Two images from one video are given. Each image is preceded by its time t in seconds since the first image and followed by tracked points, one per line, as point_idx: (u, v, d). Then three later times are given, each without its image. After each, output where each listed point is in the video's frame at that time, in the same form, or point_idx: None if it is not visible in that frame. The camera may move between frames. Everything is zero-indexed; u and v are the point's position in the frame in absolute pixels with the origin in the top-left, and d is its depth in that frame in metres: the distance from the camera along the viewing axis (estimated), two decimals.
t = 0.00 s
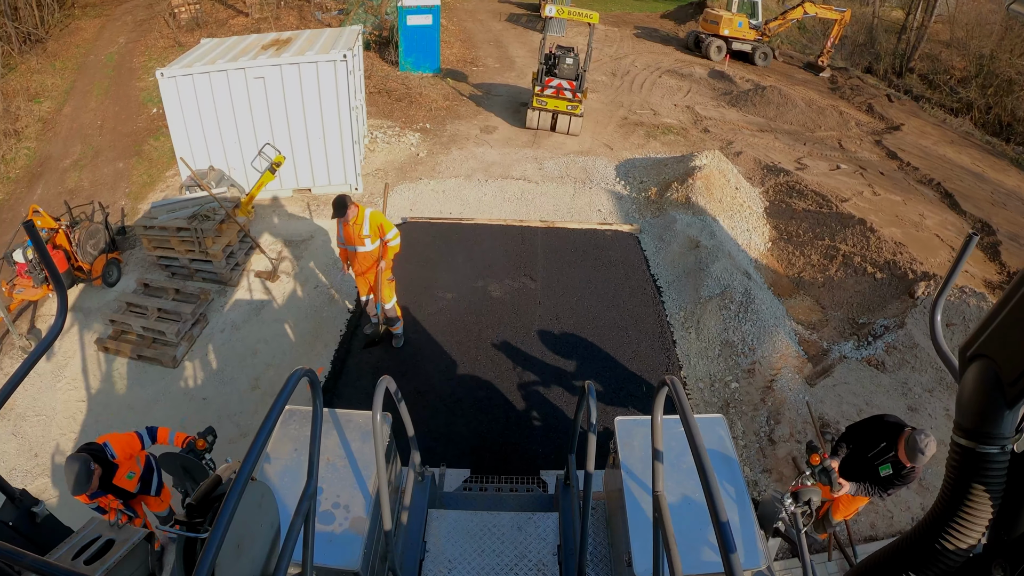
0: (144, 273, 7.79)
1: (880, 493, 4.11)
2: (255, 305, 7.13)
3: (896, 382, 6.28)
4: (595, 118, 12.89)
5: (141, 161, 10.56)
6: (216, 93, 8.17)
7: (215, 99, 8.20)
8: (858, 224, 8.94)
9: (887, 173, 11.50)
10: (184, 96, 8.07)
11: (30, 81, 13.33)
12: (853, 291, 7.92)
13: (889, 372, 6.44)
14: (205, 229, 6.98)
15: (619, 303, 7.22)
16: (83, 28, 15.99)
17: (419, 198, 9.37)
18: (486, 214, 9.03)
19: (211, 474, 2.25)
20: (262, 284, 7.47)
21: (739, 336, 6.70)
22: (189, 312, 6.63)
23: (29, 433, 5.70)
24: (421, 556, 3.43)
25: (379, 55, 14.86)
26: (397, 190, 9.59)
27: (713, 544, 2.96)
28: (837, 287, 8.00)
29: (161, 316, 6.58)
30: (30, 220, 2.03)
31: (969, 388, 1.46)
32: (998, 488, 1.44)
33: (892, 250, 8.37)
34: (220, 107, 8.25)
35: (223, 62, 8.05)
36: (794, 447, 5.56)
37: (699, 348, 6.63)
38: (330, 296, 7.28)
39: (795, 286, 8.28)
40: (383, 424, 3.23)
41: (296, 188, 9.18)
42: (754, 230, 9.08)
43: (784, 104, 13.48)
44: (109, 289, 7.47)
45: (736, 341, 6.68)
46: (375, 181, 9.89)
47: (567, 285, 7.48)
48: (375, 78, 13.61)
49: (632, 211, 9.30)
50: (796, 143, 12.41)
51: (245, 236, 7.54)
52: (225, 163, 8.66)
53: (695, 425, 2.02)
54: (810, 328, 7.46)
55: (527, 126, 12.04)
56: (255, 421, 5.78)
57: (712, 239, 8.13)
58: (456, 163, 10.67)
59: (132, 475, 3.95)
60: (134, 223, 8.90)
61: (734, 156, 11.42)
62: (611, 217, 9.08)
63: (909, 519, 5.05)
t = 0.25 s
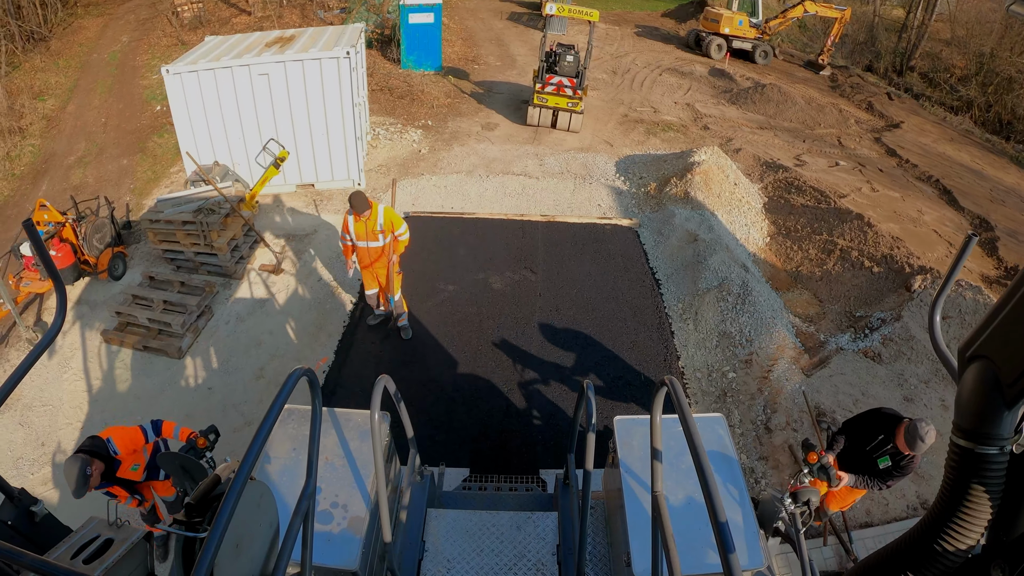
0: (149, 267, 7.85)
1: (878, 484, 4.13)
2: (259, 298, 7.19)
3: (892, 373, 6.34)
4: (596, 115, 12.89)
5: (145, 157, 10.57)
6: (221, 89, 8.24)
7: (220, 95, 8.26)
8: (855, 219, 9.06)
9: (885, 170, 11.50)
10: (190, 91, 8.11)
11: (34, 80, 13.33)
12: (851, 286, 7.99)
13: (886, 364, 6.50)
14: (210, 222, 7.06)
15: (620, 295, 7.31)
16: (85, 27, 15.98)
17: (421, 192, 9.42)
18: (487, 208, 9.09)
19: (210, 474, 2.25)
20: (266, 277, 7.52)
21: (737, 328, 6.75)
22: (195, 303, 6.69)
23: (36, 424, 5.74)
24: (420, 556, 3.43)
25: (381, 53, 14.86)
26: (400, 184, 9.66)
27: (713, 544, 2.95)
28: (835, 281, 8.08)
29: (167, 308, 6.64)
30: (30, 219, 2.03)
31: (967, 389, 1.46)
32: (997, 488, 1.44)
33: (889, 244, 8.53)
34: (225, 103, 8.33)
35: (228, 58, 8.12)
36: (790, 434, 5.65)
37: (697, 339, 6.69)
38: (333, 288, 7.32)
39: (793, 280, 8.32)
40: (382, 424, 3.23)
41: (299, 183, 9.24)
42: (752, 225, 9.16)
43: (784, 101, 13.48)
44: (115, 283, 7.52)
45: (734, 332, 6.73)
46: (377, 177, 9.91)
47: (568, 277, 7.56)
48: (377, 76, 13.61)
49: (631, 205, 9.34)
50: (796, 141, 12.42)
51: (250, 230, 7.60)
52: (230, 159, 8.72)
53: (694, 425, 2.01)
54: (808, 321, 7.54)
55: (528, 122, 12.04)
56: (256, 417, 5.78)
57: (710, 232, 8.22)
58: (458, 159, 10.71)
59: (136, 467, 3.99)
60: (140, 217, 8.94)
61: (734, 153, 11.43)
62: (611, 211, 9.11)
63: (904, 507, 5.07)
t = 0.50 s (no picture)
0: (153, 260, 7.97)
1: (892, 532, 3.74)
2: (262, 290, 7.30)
3: (887, 365, 6.48)
4: (596, 113, 12.89)
5: (149, 153, 10.58)
6: (225, 86, 8.32)
7: (224, 91, 8.34)
8: (852, 216, 9.04)
9: (883, 168, 11.51)
10: (194, 87, 8.20)
11: (37, 77, 13.33)
12: (847, 281, 8.00)
13: (881, 356, 6.63)
14: (215, 215, 7.15)
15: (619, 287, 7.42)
16: (88, 24, 15.95)
17: (422, 188, 9.51)
18: (488, 204, 9.19)
19: (209, 474, 2.24)
20: (270, 270, 7.63)
21: (733, 320, 6.90)
22: (200, 296, 6.84)
23: (42, 413, 5.86)
24: (420, 556, 3.43)
25: (382, 51, 14.86)
26: (402, 180, 9.78)
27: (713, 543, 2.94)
28: (831, 276, 8.11)
29: (172, 300, 6.75)
30: (30, 219, 2.03)
31: (967, 390, 1.46)
32: (997, 489, 1.43)
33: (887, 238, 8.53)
34: (229, 99, 8.39)
35: (232, 54, 8.19)
36: (786, 422, 5.81)
37: (695, 331, 6.81)
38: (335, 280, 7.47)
39: (790, 275, 8.39)
40: (382, 423, 3.23)
41: (302, 178, 9.37)
42: (750, 220, 9.23)
43: (783, 100, 13.47)
44: (121, 275, 7.66)
45: (730, 324, 6.89)
46: (380, 174, 10.01)
47: (567, 268, 7.69)
48: (379, 73, 13.61)
49: (630, 201, 9.49)
50: (795, 139, 12.43)
51: (254, 224, 7.70)
52: (234, 154, 8.82)
53: (693, 425, 2.01)
54: (805, 315, 7.58)
55: (528, 120, 12.04)
56: (256, 415, 5.78)
57: (708, 227, 8.32)
58: (459, 155, 10.76)
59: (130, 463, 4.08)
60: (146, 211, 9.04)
61: (732, 150, 11.48)
62: (611, 207, 9.24)
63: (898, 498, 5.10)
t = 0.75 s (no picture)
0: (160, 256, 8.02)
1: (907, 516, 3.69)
2: (269, 284, 7.38)
3: (885, 356, 6.47)
4: (596, 110, 12.89)
5: (154, 151, 10.63)
6: (230, 84, 8.41)
7: (230, 90, 8.43)
8: (852, 208, 9.09)
9: (883, 163, 11.49)
10: (200, 85, 8.27)
11: (41, 78, 13.35)
12: (846, 273, 8.10)
13: (880, 346, 6.61)
14: (222, 210, 7.22)
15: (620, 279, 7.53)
16: (91, 25, 15.96)
17: (425, 184, 9.57)
18: (491, 198, 9.26)
19: (211, 475, 2.24)
20: (276, 265, 7.69)
21: (733, 311, 6.96)
22: (206, 289, 6.84)
23: (51, 405, 5.91)
24: (421, 555, 3.44)
25: (384, 49, 14.87)
26: (406, 176, 9.84)
27: (715, 542, 2.94)
28: (830, 269, 8.21)
29: (179, 294, 6.79)
30: (32, 220, 2.03)
31: (970, 388, 1.45)
32: (1000, 487, 1.43)
33: (886, 233, 8.58)
34: (234, 97, 8.50)
35: (238, 53, 8.29)
36: (785, 411, 5.78)
37: (695, 321, 6.89)
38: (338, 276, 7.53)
39: (790, 268, 8.49)
40: (384, 423, 3.23)
41: (307, 175, 9.49)
42: (750, 214, 9.25)
43: (784, 96, 13.44)
44: (128, 271, 7.68)
45: (730, 315, 6.94)
46: (383, 170, 10.09)
47: (569, 261, 7.81)
48: (381, 72, 13.61)
49: (631, 195, 9.53)
50: (795, 134, 12.41)
51: (260, 219, 7.75)
52: (239, 151, 8.91)
53: (695, 424, 2.00)
54: (804, 306, 7.68)
55: (529, 117, 12.04)
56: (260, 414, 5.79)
57: (708, 220, 8.37)
58: (461, 152, 10.78)
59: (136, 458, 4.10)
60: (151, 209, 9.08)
61: (732, 146, 11.49)
62: (612, 201, 9.30)
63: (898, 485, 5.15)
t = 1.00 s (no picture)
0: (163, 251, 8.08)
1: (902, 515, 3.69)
2: (271, 277, 7.45)
3: (880, 347, 6.61)
4: (596, 108, 12.90)
5: (157, 148, 10.65)
6: (234, 81, 8.54)
7: (233, 86, 8.56)
8: (847, 206, 9.29)
9: (881, 160, 11.51)
10: (203, 82, 8.39)
11: (43, 76, 13.33)
12: (842, 268, 8.23)
13: (874, 339, 6.76)
14: (225, 205, 7.30)
15: (618, 272, 7.66)
16: (93, 24, 15.93)
17: (427, 180, 9.63)
18: (492, 194, 9.35)
19: (210, 474, 2.24)
20: (279, 259, 7.76)
21: (729, 304, 7.08)
22: (210, 282, 6.94)
23: (52, 404, 5.91)
24: (420, 555, 3.44)
25: (385, 48, 14.87)
26: (407, 172, 9.87)
27: (714, 543, 2.94)
28: (825, 264, 8.32)
29: (183, 287, 6.86)
30: (31, 219, 2.03)
31: (969, 389, 1.46)
32: (998, 488, 1.43)
33: (880, 228, 8.77)
34: (237, 93, 8.62)
35: (241, 50, 8.41)
36: (780, 401, 5.81)
37: (692, 313, 7.04)
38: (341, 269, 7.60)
39: (786, 262, 8.56)
40: (383, 422, 3.23)
41: (309, 172, 9.52)
42: (746, 210, 9.36)
43: (782, 94, 13.44)
44: (132, 265, 7.77)
45: (726, 307, 7.06)
46: (385, 166, 10.10)
47: (566, 255, 7.89)
48: (382, 70, 13.60)
49: (629, 191, 9.62)
50: (793, 132, 12.43)
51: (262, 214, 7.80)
52: (242, 147, 9.02)
53: (694, 424, 2.00)
54: (800, 300, 7.75)
55: (529, 114, 12.05)
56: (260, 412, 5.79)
57: (704, 215, 8.46)
58: (461, 149, 10.79)
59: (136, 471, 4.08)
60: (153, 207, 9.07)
61: (730, 144, 11.52)
62: (610, 197, 9.38)
63: (891, 469, 5.37)
